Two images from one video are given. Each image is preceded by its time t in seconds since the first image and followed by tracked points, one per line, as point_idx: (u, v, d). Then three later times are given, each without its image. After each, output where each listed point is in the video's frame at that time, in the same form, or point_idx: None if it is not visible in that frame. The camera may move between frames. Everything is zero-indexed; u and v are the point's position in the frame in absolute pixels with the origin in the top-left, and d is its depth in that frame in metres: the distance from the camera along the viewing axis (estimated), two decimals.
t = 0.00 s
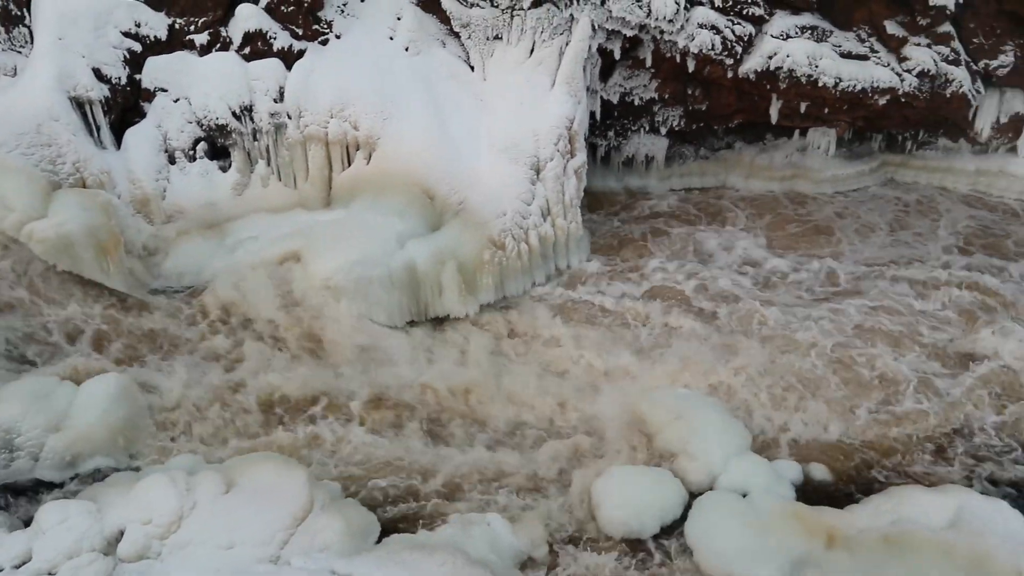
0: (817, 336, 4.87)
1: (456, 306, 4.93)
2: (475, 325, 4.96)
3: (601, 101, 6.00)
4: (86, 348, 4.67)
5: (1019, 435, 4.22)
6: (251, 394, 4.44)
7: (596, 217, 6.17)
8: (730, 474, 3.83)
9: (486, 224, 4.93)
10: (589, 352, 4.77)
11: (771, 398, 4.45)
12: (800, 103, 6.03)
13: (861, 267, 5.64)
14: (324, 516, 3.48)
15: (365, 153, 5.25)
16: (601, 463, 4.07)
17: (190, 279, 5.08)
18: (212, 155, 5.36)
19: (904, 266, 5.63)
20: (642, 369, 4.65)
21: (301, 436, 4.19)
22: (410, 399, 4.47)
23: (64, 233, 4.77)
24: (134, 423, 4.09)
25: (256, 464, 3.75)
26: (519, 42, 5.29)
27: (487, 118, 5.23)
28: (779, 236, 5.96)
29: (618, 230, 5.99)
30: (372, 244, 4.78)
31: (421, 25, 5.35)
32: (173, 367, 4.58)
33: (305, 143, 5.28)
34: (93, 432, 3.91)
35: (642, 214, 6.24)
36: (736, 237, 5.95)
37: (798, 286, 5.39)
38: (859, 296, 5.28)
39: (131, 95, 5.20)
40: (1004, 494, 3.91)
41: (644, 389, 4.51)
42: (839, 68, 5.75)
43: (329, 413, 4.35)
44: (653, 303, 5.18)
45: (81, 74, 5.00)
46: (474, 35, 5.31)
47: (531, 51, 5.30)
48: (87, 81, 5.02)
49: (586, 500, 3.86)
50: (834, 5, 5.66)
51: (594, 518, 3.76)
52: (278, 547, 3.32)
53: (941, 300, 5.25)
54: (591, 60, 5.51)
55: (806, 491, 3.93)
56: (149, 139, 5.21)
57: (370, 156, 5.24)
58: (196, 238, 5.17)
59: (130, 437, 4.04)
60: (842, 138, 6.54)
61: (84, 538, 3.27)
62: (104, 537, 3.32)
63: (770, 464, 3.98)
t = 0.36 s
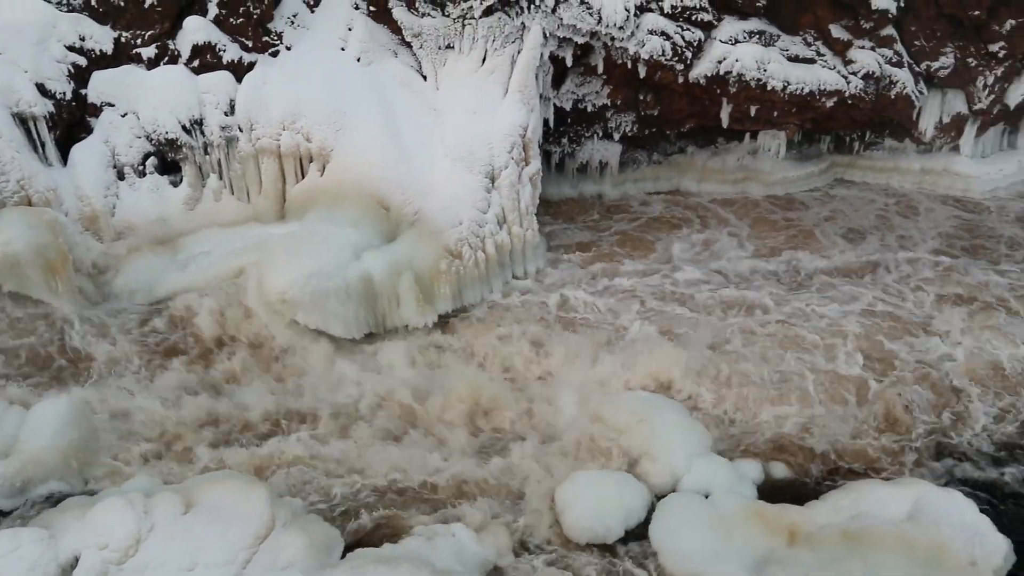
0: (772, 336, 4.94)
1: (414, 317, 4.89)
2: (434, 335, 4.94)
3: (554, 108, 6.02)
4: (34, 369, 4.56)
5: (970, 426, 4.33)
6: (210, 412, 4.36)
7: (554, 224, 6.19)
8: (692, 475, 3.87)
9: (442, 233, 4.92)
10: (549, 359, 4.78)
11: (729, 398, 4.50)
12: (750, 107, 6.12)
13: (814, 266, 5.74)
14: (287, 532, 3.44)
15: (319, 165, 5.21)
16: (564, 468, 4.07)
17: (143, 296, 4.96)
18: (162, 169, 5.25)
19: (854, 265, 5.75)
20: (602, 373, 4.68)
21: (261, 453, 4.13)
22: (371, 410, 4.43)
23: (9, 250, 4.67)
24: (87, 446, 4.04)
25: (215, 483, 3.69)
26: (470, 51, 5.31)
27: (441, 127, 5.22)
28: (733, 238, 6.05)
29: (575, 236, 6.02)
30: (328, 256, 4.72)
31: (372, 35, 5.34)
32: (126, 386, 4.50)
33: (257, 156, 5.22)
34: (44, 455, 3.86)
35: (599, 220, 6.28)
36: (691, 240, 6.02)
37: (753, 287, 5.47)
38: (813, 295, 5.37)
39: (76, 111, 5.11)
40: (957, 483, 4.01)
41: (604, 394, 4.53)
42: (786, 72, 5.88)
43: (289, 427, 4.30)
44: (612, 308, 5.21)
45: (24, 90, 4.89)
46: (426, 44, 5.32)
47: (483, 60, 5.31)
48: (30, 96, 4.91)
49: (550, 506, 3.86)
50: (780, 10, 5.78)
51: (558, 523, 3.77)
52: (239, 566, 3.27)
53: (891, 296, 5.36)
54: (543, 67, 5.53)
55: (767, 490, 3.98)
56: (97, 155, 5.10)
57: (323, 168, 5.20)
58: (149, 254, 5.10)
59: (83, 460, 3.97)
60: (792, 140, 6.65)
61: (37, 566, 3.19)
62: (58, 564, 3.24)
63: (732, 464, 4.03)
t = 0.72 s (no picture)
0: (721, 339, 5.01)
1: (364, 331, 4.86)
2: (385, 350, 4.89)
3: (498, 118, 6.03)
4: None
5: (915, 418, 4.43)
6: (157, 436, 4.26)
7: (502, 233, 6.20)
8: (648, 479, 3.90)
9: (390, 246, 4.89)
10: (502, 369, 4.76)
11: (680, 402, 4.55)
12: (691, 113, 6.21)
13: (759, 268, 5.84)
14: (241, 556, 3.38)
15: (263, 180, 5.14)
16: (520, 478, 4.06)
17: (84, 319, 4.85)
18: (100, 189, 5.15)
19: (797, 266, 5.86)
20: (554, 381, 4.68)
21: (211, 475, 4.05)
22: (322, 427, 4.36)
23: None
24: (30, 476, 3.94)
25: (165, 508, 3.61)
26: (413, 63, 5.31)
27: (386, 140, 5.20)
28: (679, 243, 6.12)
29: (523, 245, 6.04)
30: (274, 273, 4.68)
31: (314, 49, 5.32)
32: (68, 412, 4.37)
33: (199, 173, 5.14)
34: None
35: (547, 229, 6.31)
36: (639, 246, 6.07)
37: (700, 291, 5.54)
38: (759, 297, 5.47)
39: (8, 131, 5.00)
40: (905, 475, 4.10)
41: (557, 402, 4.54)
42: (726, 78, 5.98)
43: (238, 447, 4.22)
44: (562, 317, 5.23)
45: None
46: (368, 57, 5.30)
47: (426, 72, 5.32)
48: None
49: (506, 516, 3.85)
50: (717, 19, 5.96)
51: (516, 533, 3.76)
52: None
53: (834, 296, 5.48)
54: (486, 78, 5.56)
55: (721, 490, 4.02)
56: (31, 176, 4.97)
57: (268, 184, 5.14)
58: (91, 277, 4.97)
59: (25, 490, 3.87)
60: (733, 145, 6.77)
61: None
62: None
63: (686, 466, 4.06)
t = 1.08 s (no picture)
0: (697, 342, 5.04)
1: (341, 344, 4.84)
2: (361, 363, 4.86)
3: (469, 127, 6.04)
4: None
5: (891, 414, 4.48)
6: (131, 456, 4.19)
7: (476, 242, 6.20)
8: (628, 483, 3.91)
9: (364, 258, 4.88)
10: (480, 378, 4.75)
11: (658, 405, 4.57)
12: (661, 117, 6.25)
13: (732, 270, 5.88)
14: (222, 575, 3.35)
15: (234, 196, 5.10)
16: (501, 487, 4.05)
17: (55, 339, 4.80)
18: (68, 209, 5.08)
19: (770, 267, 5.92)
20: (532, 388, 4.69)
21: (188, 494, 4.00)
22: (300, 442, 4.32)
23: None
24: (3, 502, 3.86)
25: (143, 529, 3.56)
26: (382, 74, 5.31)
27: (357, 152, 5.19)
28: (653, 248, 6.15)
29: (498, 253, 6.05)
30: (248, 289, 4.65)
31: (282, 62, 5.31)
32: (40, 435, 4.29)
33: (169, 189, 5.09)
34: None
35: (521, 237, 6.31)
36: (613, 252, 6.09)
37: (675, 294, 5.57)
38: (733, 299, 5.51)
39: None
40: (883, 470, 4.14)
41: (536, 409, 4.54)
42: (694, 82, 6.05)
43: (215, 465, 4.17)
44: (539, 324, 5.24)
45: None
46: (337, 69, 5.31)
47: (395, 82, 5.32)
48: None
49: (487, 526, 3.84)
50: (682, 24, 5.99)
51: (499, 542, 3.75)
52: None
53: (807, 295, 5.54)
54: (456, 87, 5.57)
55: (701, 492, 4.03)
56: None
57: (239, 199, 5.10)
58: (60, 296, 4.93)
59: None
60: (703, 149, 6.83)
61: None
62: None
63: (666, 469, 4.08)
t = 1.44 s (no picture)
0: (658, 351, 5.07)
1: (301, 362, 4.80)
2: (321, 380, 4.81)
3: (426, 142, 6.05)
4: None
5: (849, 415, 4.56)
6: (87, 482, 4.10)
7: (435, 256, 6.19)
8: (592, 493, 3.92)
9: (322, 275, 4.85)
10: (443, 393, 4.73)
11: (621, 415, 4.59)
12: (617, 128, 6.30)
13: (691, 278, 5.94)
14: None
15: (190, 216, 5.04)
16: (465, 501, 4.04)
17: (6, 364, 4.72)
18: (18, 233, 4.94)
19: (728, 274, 5.98)
20: (495, 402, 4.68)
21: (146, 520, 3.92)
22: (261, 462, 4.26)
23: None
24: None
25: (99, 558, 3.49)
26: (337, 91, 5.32)
27: (313, 169, 5.16)
28: (612, 258, 6.19)
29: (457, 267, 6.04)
30: (204, 309, 4.59)
31: (236, 80, 5.27)
32: None
33: (123, 211, 5.02)
34: None
35: (481, 250, 6.30)
36: (572, 264, 6.12)
37: (636, 304, 5.60)
38: (693, 306, 5.57)
39: None
40: (842, 470, 4.21)
41: (499, 422, 4.53)
42: (648, 92, 6.10)
43: (174, 489, 4.10)
44: (500, 337, 5.24)
45: None
46: (292, 86, 5.29)
47: (350, 99, 5.33)
48: None
49: (453, 541, 3.82)
50: (636, 35, 6.07)
51: (463, 556, 3.75)
52: None
53: (766, 301, 5.62)
54: (411, 102, 5.60)
55: (665, 499, 4.06)
56: None
57: (195, 219, 5.04)
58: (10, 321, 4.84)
59: None
60: (660, 159, 6.91)
61: None
62: None
63: (628, 477, 4.11)
